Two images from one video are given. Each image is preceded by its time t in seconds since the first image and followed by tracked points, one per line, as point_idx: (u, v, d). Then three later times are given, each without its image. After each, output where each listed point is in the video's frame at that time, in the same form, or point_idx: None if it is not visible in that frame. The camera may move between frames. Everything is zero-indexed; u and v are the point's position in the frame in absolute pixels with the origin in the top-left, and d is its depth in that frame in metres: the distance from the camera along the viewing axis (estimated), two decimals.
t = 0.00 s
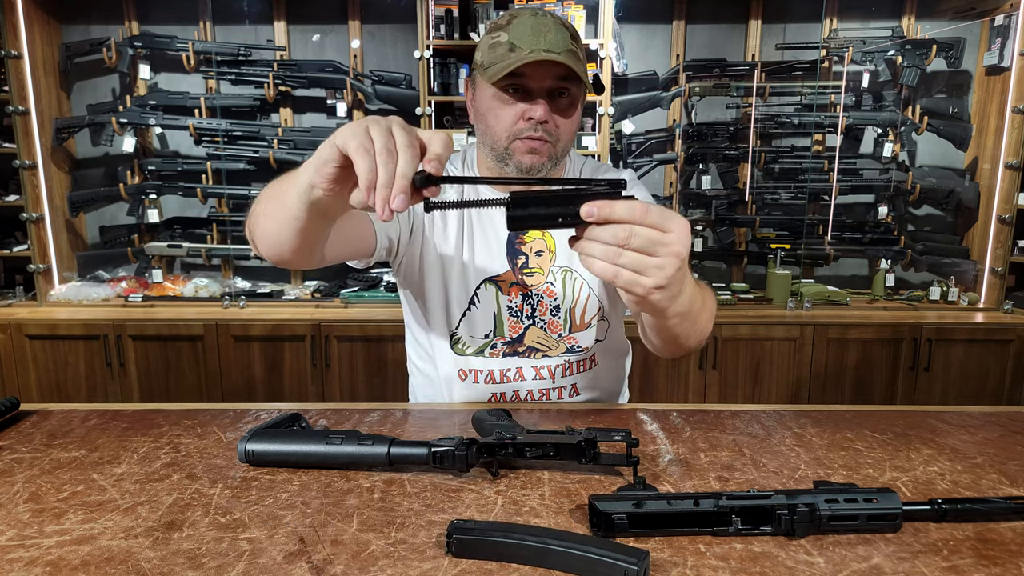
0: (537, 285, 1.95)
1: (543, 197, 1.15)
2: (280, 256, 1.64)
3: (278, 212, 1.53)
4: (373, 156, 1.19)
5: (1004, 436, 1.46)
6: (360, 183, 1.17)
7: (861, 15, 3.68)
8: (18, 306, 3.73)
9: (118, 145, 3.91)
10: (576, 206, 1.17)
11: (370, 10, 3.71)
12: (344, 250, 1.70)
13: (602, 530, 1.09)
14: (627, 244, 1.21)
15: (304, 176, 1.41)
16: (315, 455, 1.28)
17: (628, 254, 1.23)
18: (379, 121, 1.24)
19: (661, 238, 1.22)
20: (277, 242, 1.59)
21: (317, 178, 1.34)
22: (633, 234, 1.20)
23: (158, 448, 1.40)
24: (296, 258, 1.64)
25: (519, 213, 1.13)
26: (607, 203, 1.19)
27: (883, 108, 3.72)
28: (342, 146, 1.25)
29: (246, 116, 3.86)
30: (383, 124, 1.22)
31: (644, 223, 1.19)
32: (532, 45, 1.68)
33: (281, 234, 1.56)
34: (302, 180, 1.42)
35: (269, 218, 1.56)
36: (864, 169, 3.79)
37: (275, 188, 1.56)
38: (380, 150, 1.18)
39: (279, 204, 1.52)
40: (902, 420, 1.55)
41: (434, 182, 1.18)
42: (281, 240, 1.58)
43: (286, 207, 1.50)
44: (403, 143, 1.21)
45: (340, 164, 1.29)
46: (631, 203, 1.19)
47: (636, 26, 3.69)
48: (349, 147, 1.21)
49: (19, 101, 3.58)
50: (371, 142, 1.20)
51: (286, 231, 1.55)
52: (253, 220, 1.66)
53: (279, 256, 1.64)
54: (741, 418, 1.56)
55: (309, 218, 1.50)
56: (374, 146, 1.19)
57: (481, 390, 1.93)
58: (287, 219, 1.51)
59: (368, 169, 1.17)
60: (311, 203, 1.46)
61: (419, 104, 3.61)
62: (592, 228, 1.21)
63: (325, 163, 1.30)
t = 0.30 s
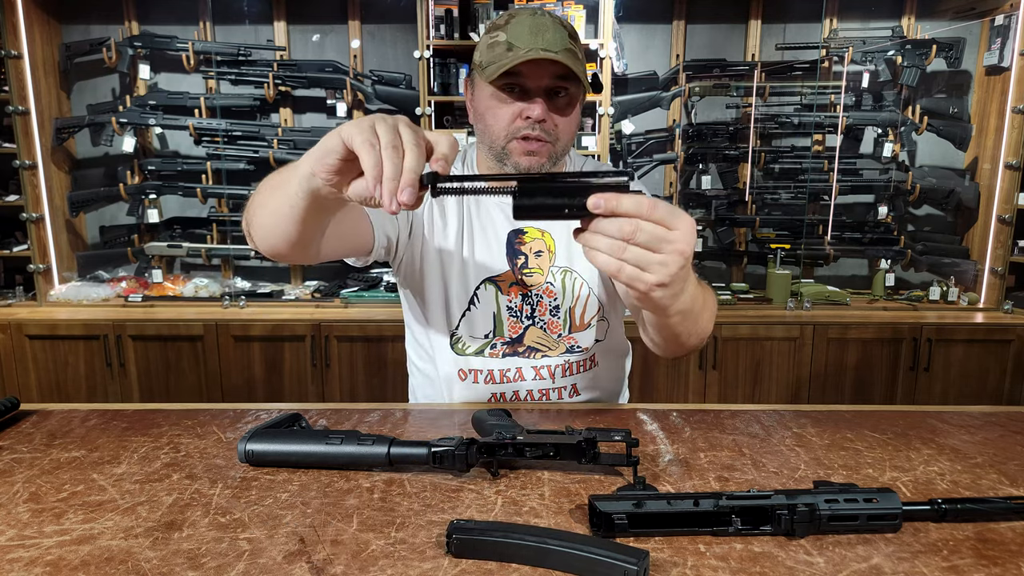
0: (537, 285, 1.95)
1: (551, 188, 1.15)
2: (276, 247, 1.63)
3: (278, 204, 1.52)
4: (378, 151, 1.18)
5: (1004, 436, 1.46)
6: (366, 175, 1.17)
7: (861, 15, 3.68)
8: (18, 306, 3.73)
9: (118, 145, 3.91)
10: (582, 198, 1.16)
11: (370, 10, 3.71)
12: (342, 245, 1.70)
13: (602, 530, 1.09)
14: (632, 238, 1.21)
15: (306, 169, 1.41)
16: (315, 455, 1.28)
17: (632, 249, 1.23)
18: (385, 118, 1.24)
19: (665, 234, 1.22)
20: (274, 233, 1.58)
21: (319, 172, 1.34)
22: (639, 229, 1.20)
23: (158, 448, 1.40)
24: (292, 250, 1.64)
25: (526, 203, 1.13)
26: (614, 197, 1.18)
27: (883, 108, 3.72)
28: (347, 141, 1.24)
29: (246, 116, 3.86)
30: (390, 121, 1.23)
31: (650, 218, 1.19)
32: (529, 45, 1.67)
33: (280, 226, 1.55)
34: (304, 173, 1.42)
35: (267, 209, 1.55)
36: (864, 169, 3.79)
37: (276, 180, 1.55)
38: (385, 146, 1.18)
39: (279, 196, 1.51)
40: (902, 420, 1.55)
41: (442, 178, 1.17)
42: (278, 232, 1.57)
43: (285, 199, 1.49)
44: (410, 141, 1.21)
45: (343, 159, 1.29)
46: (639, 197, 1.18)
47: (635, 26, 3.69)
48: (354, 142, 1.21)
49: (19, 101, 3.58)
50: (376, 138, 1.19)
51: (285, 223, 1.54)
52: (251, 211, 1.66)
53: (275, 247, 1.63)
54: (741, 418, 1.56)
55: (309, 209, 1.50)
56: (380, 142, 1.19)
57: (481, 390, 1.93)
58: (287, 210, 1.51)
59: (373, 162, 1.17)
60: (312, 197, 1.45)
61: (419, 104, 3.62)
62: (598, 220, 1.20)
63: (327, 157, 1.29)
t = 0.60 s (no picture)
0: (537, 285, 1.95)
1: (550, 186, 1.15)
2: (278, 248, 1.63)
3: (279, 204, 1.52)
4: (378, 147, 1.18)
5: (1004, 436, 1.46)
6: (366, 173, 1.17)
7: (861, 15, 3.68)
8: (18, 306, 3.73)
9: (118, 145, 3.91)
10: (582, 197, 1.16)
11: (370, 10, 3.71)
12: (343, 243, 1.71)
13: (602, 530, 1.09)
14: (631, 237, 1.21)
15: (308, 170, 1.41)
16: (315, 455, 1.28)
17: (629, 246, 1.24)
18: (385, 115, 1.24)
19: (663, 233, 1.22)
20: (276, 234, 1.59)
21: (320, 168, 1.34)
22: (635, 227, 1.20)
23: (158, 448, 1.40)
24: (294, 250, 1.65)
25: (526, 200, 1.13)
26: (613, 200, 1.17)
27: (883, 108, 3.72)
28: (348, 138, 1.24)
29: (246, 116, 3.86)
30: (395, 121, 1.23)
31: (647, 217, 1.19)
32: (523, 43, 1.68)
33: (282, 227, 1.56)
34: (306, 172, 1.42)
35: (269, 210, 1.56)
36: (864, 169, 3.79)
37: (276, 181, 1.55)
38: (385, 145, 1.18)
39: (280, 197, 1.51)
40: (902, 420, 1.55)
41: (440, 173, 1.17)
42: (280, 232, 1.58)
43: (287, 200, 1.49)
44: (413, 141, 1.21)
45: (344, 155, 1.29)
46: (639, 196, 1.17)
47: (635, 26, 3.69)
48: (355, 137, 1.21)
49: (19, 101, 3.58)
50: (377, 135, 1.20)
51: (287, 224, 1.54)
52: (253, 212, 1.65)
53: (277, 247, 1.64)
54: (741, 418, 1.56)
55: (311, 211, 1.50)
56: (382, 140, 1.19)
57: (481, 390, 1.93)
58: (288, 210, 1.51)
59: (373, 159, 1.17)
60: (314, 197, 1.45)
61: (419, 104, 3.62)
62: (598, 220, 1.20)
63: (327, 156, 1.30)
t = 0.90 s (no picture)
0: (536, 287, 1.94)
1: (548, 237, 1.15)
2: (284, 290, 1.59)
3: (281, 244, 1.49)
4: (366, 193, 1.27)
5: (1004, 436, 1.46)
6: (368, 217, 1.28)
7: (861, 15, 3.68)
8: (18, 306, 3.74)
9: (118, 145, 3.91)
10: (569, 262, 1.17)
11: (370, 10, 3.70)
12: (346, 271, 1.67)
13: (602, 530, 1.09)
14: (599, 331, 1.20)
15: (307, 209, 1.41)
16: (315, 455, 1.28)
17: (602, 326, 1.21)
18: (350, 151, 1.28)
19: (627, 327, 1.21)
20: (280, 276, 1.55)
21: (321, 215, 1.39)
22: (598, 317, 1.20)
23: (158, 448, 1.40)
24: (300, 290, 1.60)
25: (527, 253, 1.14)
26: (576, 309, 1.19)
27: (883, 108, 3.72)
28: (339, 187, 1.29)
29: (246, 116, 3.86)
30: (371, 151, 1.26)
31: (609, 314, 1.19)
32: (516, 39, 1.68)
33: (286, 267, 1.52)
34: (304, 214, 1.43)
35: (270, 252, 1.52)
36: (864, 169, 3.79)
37: (275, 223, 1.53)
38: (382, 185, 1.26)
39: (282, 238, 1.49)
40: (903, 420, 1.55)
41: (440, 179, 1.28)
42: (285, 273, 1.54)
43: (289, 240, 1.47)
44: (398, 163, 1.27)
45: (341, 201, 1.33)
46: (606, 284, 1.21)
47: (636, 26, 3.69)
48: (351, 190, 1.28)
49: (19, 101, 3.59)
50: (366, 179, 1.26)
51: (292, 262, 1.50)
52: (255, 256, 1.61)
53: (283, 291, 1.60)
54: (741, 418, 1.56)
55: (315, 246, 1.48)
56: (370, 179, 1.26)
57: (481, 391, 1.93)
58: (292, 250, 1.48)
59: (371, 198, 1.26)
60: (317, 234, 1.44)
61: (419, 104, 3.62)
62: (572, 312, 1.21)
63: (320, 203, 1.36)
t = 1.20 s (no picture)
0: (538, 288, 1.93)
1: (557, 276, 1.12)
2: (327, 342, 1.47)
3: (314, 294, 1.37)
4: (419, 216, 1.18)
5: (1005, 436, 1.46)
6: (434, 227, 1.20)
7: (861, 15, 3.68)
8: (18, 306, 3.74)
9: (118, 145, 3.91)
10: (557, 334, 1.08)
11: (370, 10, 3.70)
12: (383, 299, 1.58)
13: (602, 530, 1.09)
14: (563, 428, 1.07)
15: (344, 255, 1.29)
16: (315, 455, 1.28)
17: (549, 406, 1.09)
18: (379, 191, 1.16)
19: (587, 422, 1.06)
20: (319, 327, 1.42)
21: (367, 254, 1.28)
22: (552, 413, 1.07)
23: (158, 448, 1.40)
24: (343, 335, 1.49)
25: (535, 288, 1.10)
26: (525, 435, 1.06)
27: (883, 108, 3.72)
28: (393, 229, 1.20)
29: (246, 115, 3.86)
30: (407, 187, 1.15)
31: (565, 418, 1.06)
32: (510, 41, 1.67)
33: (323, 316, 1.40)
34: (339, 259, 1.30)
35: (303, 303, 1.39)
36: (864, 169, 3.79)
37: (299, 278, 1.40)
38: (438, 205, 1.17)
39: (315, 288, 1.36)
40: (903, 420, 1.55)
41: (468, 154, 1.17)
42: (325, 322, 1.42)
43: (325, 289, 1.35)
44: (435, 180, 1.16)
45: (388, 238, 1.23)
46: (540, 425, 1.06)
47: (636, 26, 3.69)
48: (413, 226, 1.19)
49: (19, 101, 3.59)
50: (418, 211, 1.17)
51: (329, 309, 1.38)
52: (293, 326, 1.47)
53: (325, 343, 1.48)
54: (742, 418, 1.56)
55: (355, 286, 1.36)
56: (420, 208, 1.17)
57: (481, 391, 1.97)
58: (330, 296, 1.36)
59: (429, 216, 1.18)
60: (360, 273, 1.33)
61: (419, 104, 3.62)
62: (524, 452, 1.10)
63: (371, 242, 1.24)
